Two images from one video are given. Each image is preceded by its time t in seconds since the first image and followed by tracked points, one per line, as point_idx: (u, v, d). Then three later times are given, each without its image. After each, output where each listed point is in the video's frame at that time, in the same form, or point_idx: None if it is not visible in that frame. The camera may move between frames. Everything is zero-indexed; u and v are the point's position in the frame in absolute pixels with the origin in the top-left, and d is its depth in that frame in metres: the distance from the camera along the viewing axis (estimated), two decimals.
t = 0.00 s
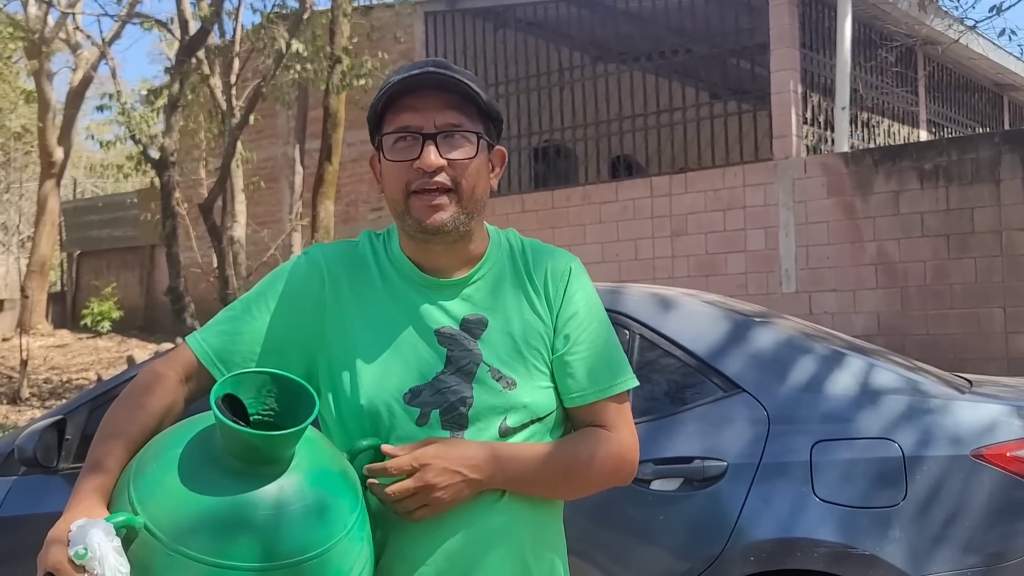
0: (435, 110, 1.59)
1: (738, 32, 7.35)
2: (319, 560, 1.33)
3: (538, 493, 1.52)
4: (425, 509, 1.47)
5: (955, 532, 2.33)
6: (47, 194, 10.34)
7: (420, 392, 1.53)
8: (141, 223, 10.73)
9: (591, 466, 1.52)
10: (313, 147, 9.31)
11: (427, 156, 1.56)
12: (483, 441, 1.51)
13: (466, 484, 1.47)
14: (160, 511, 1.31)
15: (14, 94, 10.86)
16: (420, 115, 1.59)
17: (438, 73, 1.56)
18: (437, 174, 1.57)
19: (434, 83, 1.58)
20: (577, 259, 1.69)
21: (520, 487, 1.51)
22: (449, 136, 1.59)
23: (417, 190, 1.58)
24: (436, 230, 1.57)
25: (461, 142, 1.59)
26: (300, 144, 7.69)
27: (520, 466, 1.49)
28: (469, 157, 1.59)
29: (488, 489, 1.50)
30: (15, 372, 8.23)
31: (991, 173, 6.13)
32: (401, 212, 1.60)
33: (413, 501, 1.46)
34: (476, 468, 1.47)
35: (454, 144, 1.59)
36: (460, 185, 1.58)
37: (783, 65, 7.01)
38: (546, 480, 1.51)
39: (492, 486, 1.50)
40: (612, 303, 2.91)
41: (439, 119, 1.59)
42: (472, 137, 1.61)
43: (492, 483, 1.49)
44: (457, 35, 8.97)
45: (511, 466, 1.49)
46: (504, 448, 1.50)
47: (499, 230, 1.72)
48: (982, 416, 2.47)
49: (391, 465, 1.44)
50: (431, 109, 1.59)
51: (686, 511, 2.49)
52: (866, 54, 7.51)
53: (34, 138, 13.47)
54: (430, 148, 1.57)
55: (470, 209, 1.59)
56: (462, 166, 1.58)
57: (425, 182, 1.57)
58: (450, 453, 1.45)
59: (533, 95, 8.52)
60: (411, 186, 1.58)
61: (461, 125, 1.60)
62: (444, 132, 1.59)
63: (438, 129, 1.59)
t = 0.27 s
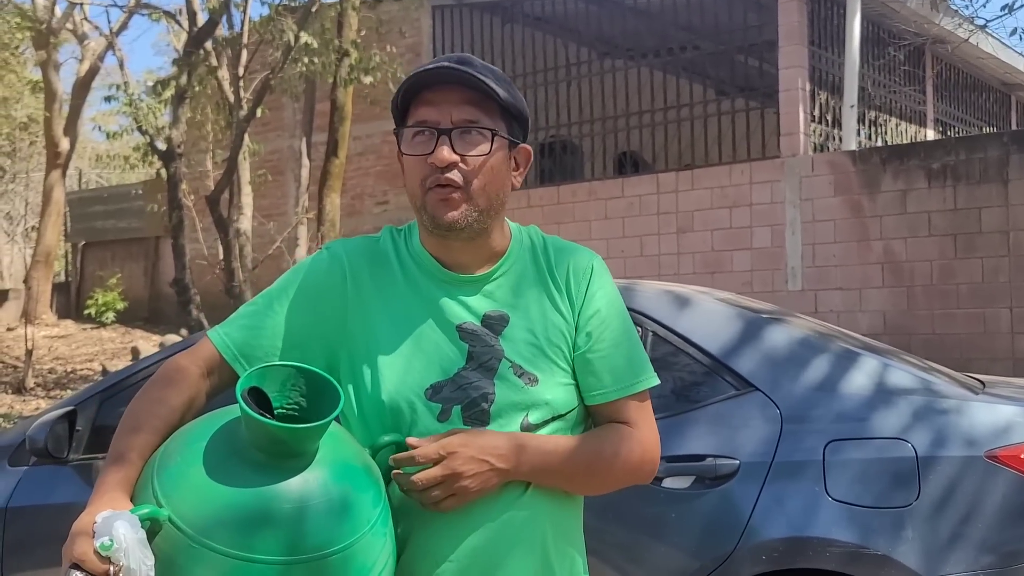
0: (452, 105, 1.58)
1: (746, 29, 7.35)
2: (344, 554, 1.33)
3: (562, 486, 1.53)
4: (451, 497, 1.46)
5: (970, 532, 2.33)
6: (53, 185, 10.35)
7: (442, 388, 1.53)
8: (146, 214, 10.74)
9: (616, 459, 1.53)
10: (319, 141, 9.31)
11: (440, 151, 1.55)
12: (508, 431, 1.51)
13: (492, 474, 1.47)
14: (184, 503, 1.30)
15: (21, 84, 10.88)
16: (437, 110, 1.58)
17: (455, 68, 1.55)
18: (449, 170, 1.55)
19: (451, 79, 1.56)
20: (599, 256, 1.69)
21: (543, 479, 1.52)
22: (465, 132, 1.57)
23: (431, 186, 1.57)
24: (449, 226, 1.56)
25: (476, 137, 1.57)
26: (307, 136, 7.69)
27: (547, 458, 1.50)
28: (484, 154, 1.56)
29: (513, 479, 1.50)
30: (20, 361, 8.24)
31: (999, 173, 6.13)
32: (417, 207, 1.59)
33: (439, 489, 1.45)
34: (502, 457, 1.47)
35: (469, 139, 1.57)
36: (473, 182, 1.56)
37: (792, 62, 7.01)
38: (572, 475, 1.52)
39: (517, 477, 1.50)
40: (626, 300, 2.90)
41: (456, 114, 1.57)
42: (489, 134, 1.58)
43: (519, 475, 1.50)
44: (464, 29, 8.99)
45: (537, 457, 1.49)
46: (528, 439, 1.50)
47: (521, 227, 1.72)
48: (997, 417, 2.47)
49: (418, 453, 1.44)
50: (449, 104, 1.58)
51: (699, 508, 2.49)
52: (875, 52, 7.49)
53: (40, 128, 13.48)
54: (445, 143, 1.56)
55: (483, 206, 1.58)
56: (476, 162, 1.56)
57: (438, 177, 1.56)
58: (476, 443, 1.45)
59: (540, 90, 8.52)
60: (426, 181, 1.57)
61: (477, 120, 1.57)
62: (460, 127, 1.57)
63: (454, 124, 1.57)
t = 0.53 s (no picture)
0: (471, 97, 1.58)
1: (755, 26, 7.33)
2: (357, 546, 1.32)
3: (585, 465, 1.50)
4: (483, 458, 1.39)
5: (982, 530, 2.35)
6: (59, 175, 10.37)
7: (457, 380, 1.53)
8: (152, 205, 10.75)
9: (641, 444, 1.52)
10: (326, 133, 9.32)
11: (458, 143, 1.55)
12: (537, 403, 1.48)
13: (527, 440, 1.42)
14: (197, 493, 1.30)
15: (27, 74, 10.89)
16: (456, 101, 1.58)
17: (475, 60, 1.55)
18: (466, 162, 1.55)
19: (470, 70, 1.56)
20: (616, 252, 1.69)
21: (565, 452, 1.48)
22: (484, 124, 1.56)
23: (448, 178, 1.57)
24: (465, 219, 1.55)
25: (495, 130, 1.56)
26: (314, 129, 7.69)
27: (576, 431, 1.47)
28: (502, 146, 1.56)
29: (540, 449, 1.46)
30: (25, 351, 8.26)
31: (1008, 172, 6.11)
32: (433, 199, 1.59)
33: (474, 447, 1.38)
34: (535, 423, 1.43)
35: (487, 131, 1.57)
36: (490, 175, 1.56)
37: (800, 59, 7.01)
38: (598, 454, 1.49)
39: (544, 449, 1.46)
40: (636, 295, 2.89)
41: (474, 106, 1.57)
42: (508, 126, 1.57)
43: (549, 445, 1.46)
44: (472, 24, 9.00)
45: (567, 429, 1.47)
46: (558, 410, 1.47)
47: (538, 221, 1.72)
48: (1009, 416, 2.48)
49: (457, 409, 1.37)
50: (468, 96, 1.58)
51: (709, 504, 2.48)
52: (884, 50, 7.48)
53: (46, 118, 13.49)
54: (463, 135, 1.56)
55: (499, 199, 1.57)
56: (494, 154, 1.56)
57: (455, 169, 1.56)
58: (514, 406, 1.41)
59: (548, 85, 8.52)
60: (442, 173, 1.57)
61: (496, 113, 1.57)
62: (478, 119, 1.57)
63: (473, 116, 1.57)
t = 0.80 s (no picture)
0: (485, 101, 1.58)
1: (762, 24, 7.32)
2: (366, 548, 1.32)
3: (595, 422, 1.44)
4: (506, 364, 1.34)
5: (990, 530, 2.35)
6: (67, 172, 10.40)
7: (466, 380, 1.54)
8: (159, 202, 10.79)
9: (654, 424, 1.48)
10: (333, 131, 9.33)
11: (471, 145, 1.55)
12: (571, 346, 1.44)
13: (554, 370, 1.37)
14: (207, 495, 1.29)
15: (35, 70, 10.93)
16: (470, 104, 1.58)
17: (490, 64, 1.55)
18: (478, 166, 1.55)
19: (485, 73, 1.56)
20: (624, 248, 1.68)
21: (585, 407, 1.42)
22: (497, 128, 1.57)
23: (459, 179, 1.57)
24: (475, 220, 1.56)
25: (508, 134, 1.57)
26: (321, 127, 7.71)
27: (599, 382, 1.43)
28: (515, 151, 1.56)
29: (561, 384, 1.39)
30: (33, 347, 8.29)
31: (1016, 171, 6.09)
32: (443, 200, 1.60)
33: (509, 343, 1.33)
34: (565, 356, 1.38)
35: (499, 136, 1.57)
36: (502, 178, 1.56)
37: (807, 57, 7.01)
38: (614, 419, 1.44)
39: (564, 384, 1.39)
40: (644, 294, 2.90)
41: (488, 109, 1.58)
42: (521, 130, 1.58)
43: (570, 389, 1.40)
44: (479, 21, 9.01)
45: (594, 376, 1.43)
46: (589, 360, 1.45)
47: (547, 219, 1.72)
48: (1017, 418, 2.48)
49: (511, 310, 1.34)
50: (482, 99, 1.58)
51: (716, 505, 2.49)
52: (892, 49, 7.45)
53: (54, 115, 13.55)
54: (475, 139, 1.56)
55: (510, 202, 1.57)
56: (506, 158, 1.56)
57: (467, 172, 1.56)
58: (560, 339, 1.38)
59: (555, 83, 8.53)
60: (454, 174, 1.57)
61: (509, 117, 1.58)
62: (492, 123, 1.57)
63: (486, 119, 1.57)
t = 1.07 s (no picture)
0: (511, 107, 1.58)
1: (775, 24, 7.31)
2: (386, 546, 1.30)
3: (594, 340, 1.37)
4: (520, 232, 1.35)
5: (1003, 530, 2.36)
6: (82, 172, 10.47)
7: (479, 381, 1.53)
8: (173, 202, 10.86)
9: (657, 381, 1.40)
10: (346, 131, 9.37)
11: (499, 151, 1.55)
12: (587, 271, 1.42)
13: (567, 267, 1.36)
14: (230, 491, 1.29)
15: (50, 71, 11.00)
16: (497, 110, 1.58)
17: (519, 72, 1.55)
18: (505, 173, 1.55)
19: (513, 81, 1.56)
20: (632, 242, 1.64)
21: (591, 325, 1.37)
22: (523, 135, 1.57)
23: (485, 185, 1.56)
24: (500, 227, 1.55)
25: (534, 142, 1.58)
26: (334, 128, 7.74)
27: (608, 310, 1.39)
28: (542, 159, 1.57)
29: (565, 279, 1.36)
30: (48, 346, 8.36)
31: None
32: (465, 204, 1.58)
33: (533, 212, 1.36)
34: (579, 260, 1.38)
35: (525, 143, 1.58)
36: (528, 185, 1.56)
37: (820, 58, 7.00)
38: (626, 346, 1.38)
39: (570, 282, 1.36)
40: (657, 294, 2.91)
41: (514, 116, 1.58)
42: (547, 138, 1.59)
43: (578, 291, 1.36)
44: (491, 22, 9.03)
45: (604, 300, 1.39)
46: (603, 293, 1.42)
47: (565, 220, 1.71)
48: None
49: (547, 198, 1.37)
50: (508, 106, 1.58)
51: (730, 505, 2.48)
52: (905, 49, 7.44)
53: (69, 116, 13.65)
54: (502, 146, 1.56)
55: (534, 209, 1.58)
56: (533, 164, 1.57)
57: (493, 178, 1.55)
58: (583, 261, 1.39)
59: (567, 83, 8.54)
60: (479, 181, 1.56)
61: (535, 124, 1.58)
62: (518, 130, 1.57)
63: (511, 126, 1.58)
